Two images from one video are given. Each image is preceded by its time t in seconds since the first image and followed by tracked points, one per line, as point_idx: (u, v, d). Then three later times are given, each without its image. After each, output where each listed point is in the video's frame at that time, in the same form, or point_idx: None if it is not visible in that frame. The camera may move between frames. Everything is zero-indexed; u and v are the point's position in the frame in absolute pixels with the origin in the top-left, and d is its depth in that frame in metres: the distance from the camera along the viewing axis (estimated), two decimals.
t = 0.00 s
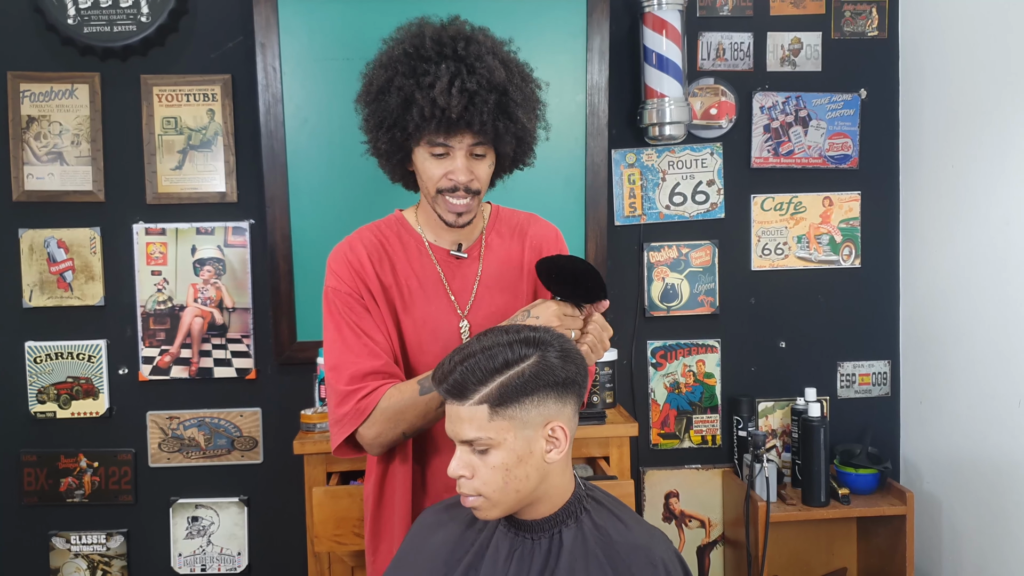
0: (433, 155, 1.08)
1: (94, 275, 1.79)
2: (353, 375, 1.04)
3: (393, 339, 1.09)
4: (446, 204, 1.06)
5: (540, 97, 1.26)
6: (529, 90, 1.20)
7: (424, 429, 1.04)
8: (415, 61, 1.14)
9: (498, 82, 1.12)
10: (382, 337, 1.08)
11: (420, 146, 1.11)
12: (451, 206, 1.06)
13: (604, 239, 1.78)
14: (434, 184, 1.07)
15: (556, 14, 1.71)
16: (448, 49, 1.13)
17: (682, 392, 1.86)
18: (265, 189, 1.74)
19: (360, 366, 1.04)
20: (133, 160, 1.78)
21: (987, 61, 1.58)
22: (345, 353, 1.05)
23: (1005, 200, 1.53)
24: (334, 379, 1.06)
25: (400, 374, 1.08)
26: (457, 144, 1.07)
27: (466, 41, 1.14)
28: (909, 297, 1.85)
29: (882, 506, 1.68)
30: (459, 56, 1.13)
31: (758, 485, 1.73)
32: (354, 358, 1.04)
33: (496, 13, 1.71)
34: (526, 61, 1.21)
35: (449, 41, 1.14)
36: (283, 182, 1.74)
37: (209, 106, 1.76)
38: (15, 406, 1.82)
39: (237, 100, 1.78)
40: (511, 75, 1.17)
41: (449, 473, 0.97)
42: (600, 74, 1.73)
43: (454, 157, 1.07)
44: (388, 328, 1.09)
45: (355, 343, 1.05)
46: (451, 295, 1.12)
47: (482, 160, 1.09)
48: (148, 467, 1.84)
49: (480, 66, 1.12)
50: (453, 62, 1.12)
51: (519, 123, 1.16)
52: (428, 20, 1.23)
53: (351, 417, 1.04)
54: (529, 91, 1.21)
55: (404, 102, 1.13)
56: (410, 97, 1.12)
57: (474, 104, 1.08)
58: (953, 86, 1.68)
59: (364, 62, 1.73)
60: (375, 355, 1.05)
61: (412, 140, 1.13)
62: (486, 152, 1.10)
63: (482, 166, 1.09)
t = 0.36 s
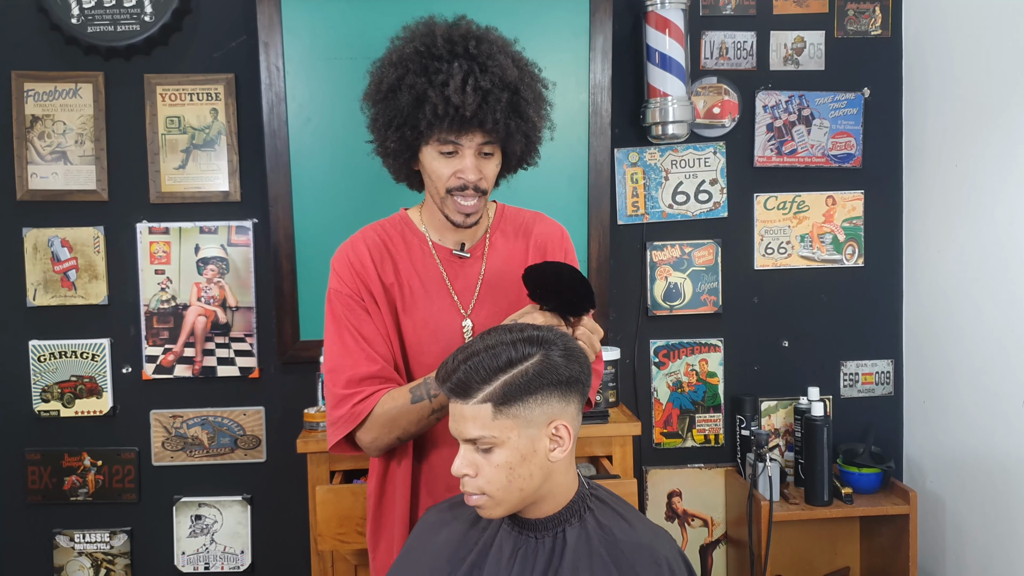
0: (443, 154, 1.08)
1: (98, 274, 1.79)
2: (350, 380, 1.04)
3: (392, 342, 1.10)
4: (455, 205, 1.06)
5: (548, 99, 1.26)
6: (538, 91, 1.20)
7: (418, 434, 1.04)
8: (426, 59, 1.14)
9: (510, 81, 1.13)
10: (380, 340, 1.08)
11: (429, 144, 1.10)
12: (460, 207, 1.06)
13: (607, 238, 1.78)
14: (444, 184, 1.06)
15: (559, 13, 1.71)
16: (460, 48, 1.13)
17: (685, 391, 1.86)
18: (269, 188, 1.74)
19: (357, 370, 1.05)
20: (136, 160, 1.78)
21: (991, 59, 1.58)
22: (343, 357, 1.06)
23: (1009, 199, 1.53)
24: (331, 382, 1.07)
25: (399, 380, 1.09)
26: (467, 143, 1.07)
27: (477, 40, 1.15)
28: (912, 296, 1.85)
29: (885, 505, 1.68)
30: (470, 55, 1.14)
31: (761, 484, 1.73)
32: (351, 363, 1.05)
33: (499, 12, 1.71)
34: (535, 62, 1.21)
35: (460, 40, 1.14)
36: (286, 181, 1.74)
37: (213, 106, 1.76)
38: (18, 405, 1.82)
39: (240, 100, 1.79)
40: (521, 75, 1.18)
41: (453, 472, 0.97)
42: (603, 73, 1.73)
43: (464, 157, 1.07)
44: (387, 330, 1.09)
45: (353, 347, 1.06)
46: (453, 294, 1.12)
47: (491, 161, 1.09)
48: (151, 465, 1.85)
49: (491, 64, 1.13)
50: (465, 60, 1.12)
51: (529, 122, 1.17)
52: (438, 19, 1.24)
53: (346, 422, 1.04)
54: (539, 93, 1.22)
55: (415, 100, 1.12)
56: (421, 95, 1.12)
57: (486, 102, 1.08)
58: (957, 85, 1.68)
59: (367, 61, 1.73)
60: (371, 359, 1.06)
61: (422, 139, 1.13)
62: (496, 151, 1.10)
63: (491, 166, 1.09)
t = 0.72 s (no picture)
0: (448, 141, 1.08)
1: (100, 274, 1.80)
2: (333, 368, 1.03)
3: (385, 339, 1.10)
4: (459, 190, 1.05)
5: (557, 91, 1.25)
6: (546, 82, 1.19)
7: (390, 417, 1.01)
8: (434, 46, 1.14)
9: (516, 68, 1.12)
10: (371, 334, 1.07)
11: (435, 131, 1.10)
12: (464, 193, 1.05)
13: (609, 237, 1.78)
14: (449, 172, 1.06)
15: (561, 13, 1.71)
16: (467, 35, 1.13)
17: (686, 390, 1.86)
18: (271, 187, 1.74)
19: (353, 363, 1.04)
20: (138, 159, 1.79)
21: (993, 58, 1.58)
22: (334, 347, 1.05)
23: (1012, 198, 1.53)
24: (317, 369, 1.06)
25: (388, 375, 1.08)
26: (471, 128, 1.06)
27: (485, 29, 1.15)
28: (914, 295, 1.85)
29: (887, 505, 1.68)
30: (478, 42, 1.13)
31: (763, 484, 1.73)
32: (341, 353, 1.04)
33: (501, 11, 1.71)
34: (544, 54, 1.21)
35: (468, 28, 1.14)
36: (288, 181, 1.74)
37: (215, 105, 1.77)
38: (21, 404, 1.83)
39: (243, 99, 1.79)
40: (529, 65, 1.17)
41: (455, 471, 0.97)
42: (605, 72, 1.73)
43: (468, 143, 1.07)
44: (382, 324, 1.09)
45: (346, 338, 1.05)
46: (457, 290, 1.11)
47: (495, 148, 1.08)
48: (154, 465, 1.85)
49: (498, 52, 1.13)
50: (472, 47, 1.12)
51: (534, 110, 1.15)
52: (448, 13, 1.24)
53: (326, 407, 1.03)
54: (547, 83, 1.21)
55: (421, 85, 1.13)
56: (427, 80, 1.12)
57: (490, 86, 1.08)
58: (959, 83, 1.68)
59: (369, 60, 1.73)
60: (359, 351, 1.05)
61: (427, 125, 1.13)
62: (500, 138, 1.09)
63: (495, 154, 1.07)
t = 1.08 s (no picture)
0: (454, 146, 1.09)
1: (101, 274, 1.80)
2: (338, 373, 1.05)
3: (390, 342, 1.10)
4: (463, 194, 1.05)
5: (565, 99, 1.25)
6: (554, 93, 1.20)
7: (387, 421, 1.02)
8: (444, 53, 1.15)
9: (523, 78, 1.12)
10: (376, 338, 1.08)
11: (443, 137, 1.11)
12: (468, 197, 1.05)
13: (609, 238, 1.78)
14: (454, 176, 1.06)
15: (562, 13, 1.71)
16: (477, 43, 1.14)
17: (687, 390, 1.87)
18: (272, 188, 1.74)
19: (356, 368, 1.06)
20: (138, 159, 1.79)
21: (994, 59, 1.58)
22: (341, 353, 1.06)
23: (1012, 198, 1.53)
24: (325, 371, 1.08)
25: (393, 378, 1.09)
26: (477, 135, 1.07)
27: (494, 38, 1.15)
28: (914, 295, 1.85)
29: (887, 505, 1.68)
30: (487, 51, 1.14)
31: (763, 484, 1.73)
32: (346, 359, 1.06)
33: (502, 12, 1.72)
34: (552, 63, 1.21)
35: (478, 36, 1.14)
36: (289, 181, 1.74)
37: (216, 106, 1.77)
38: (21, 404, 1.83)
39: (243, 100, 1.79)
40: (537, 74, 1.17)
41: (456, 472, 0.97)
42: (606, 73, 1.73)
43: (474, 149, 1.07)
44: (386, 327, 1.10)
45: (350, 342, 1.07)
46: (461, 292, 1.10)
47: (502, 155, 1.09)
48: (154, 465, 1.85)
49: (506, 61, 1.13)
50: (481, 55, 1.12)
51: (540, 120, 1.14)
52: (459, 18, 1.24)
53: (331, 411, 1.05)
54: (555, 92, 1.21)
55: (430, 91, 1.13)
56: (436, 87, 1.12)
57: (497, 96, 1.08)
58: (960, 84, 1.68)
59: (370, 60, 1.73)
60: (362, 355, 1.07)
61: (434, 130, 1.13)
62: (507, 145, 1.09)
63: (500, 160, 1.08)
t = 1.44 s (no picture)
0: (456, 152, 1.09)
1: (103, 274, 1.80)
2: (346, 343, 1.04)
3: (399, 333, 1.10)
4: (468, 200, 1.05)
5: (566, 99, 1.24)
6: (555, 96, 1.19)
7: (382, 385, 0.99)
8: (443, 61, 1.15)
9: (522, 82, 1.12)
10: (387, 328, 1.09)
11: (446, 144, 1.11)
12: (474, 201, 1.05)
13: (611, 238, 1.78)
14: (459, 180, 1.06)
15: (562, 13, 1.71)
16: (475, 51, 1.13)
17: (688, 390, 1.86)
18: (273, 188, 1.74)
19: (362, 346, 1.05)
20: (140, 159, 1.79)
21: (996, 58, 1.57)
22: (349, 331, 1.06)
23: (1014, 198, 1.52)
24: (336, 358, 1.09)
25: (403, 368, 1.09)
26: (479, 142, 1.07)
27: (493, 43, 1.15)
28: (916, 295, 1.85)
29: (889, 505, 1.68)
30: (485, 58, 1.13)
31: (764, 484, 1.73)
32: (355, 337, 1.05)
33: (503, 11, 1.72)
34: (552, 65, 1.20)
35: (476, 43, 1.14)
36: (291, 181, 1.74)
37: (217, 105, 1.77)
38: (23, 404, 1.83)
39: (244, 100, 1.79)
40: (536, 79, 1.17)
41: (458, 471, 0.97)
42: (607, 73, 1.73)
43: (476, 155, 1.07)
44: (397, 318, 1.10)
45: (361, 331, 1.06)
46: (468, 288, 1.10)
47: (505, 158, 1.08)
48: (156, 465, 1.85)
49: (505, 67, 1.12)
50: (479, 63, 1.12)
51: (541, 124, 1.14)
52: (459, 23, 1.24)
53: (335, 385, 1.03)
54: (556, 94, 1.20)
55: (430, 100, 1.14)
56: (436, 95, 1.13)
57: (496, 103, 1.08)
58: (962, 84, 1.68)
59: (371, 60, 1.73)
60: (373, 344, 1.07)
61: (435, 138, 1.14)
62: (509, 149, 1.09)
63: (503, 164, 1.07)
